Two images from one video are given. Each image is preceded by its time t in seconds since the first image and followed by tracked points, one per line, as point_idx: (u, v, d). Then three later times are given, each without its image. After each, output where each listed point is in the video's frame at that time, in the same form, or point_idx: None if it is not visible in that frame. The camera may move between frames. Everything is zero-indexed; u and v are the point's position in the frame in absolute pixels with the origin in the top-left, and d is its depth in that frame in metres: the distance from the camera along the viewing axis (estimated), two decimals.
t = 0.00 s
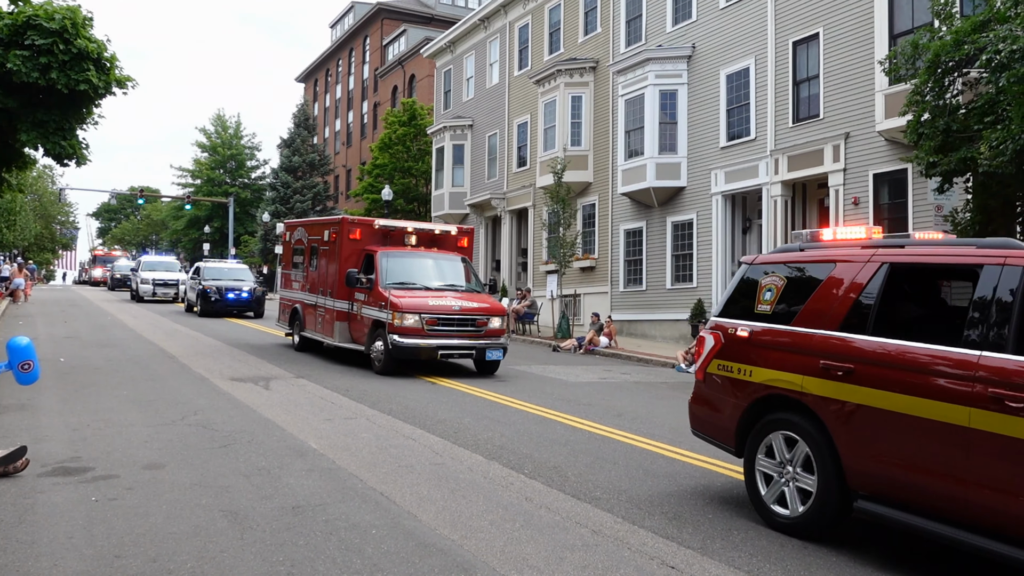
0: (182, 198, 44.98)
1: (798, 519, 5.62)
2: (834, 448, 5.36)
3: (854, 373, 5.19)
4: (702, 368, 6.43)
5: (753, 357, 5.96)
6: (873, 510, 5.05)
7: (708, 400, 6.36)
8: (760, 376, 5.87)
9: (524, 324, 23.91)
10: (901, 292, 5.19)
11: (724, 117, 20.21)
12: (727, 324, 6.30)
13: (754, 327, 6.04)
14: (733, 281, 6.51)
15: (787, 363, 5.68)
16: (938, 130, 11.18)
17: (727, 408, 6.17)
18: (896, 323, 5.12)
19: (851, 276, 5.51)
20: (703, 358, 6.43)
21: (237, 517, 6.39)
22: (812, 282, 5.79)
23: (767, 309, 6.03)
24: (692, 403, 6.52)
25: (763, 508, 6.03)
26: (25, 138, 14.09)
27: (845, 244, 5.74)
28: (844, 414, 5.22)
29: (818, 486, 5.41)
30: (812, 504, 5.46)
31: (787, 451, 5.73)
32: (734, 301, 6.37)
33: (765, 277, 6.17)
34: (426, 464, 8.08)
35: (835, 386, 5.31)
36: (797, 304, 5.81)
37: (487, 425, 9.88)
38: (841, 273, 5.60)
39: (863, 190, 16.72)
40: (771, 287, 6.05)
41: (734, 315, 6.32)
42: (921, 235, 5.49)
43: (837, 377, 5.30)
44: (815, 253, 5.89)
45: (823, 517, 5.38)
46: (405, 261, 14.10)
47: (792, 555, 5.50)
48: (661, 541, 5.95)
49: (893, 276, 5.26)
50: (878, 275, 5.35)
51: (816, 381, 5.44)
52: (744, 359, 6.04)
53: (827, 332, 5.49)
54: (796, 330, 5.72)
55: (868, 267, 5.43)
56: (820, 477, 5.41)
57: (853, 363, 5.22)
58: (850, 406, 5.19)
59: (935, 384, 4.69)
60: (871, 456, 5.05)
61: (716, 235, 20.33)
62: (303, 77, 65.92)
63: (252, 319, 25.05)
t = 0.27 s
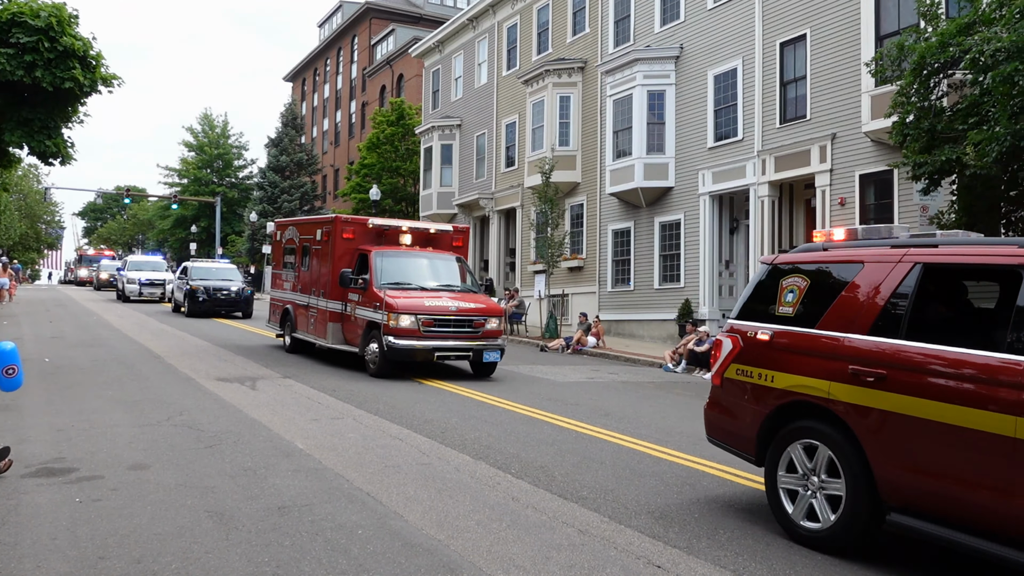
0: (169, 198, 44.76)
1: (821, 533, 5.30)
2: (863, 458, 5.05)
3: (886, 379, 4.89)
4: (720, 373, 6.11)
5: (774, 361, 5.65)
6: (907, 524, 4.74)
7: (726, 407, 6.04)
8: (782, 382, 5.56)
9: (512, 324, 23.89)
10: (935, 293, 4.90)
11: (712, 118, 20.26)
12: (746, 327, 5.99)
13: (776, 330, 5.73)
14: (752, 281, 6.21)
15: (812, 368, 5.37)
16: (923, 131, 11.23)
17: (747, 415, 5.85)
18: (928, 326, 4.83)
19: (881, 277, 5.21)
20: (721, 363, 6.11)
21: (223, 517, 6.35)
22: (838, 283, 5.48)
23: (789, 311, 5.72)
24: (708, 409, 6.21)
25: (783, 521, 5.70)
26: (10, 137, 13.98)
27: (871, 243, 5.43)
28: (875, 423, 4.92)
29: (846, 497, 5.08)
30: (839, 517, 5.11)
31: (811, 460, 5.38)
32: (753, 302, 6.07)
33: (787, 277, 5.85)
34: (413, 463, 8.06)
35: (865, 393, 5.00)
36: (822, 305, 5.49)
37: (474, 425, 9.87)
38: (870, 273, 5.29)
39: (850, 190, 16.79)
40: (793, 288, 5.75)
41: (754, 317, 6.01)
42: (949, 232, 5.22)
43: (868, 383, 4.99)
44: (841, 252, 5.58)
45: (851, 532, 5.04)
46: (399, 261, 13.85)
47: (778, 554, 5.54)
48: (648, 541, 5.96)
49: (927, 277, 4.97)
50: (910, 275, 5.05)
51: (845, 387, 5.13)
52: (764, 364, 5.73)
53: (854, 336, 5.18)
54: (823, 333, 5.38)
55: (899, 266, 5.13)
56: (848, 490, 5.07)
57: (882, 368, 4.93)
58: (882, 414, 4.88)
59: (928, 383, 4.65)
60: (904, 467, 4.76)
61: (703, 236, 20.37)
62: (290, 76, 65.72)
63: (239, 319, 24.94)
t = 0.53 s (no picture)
0: (151, 196, 44.39)
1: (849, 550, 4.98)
2: (894, 470, 4.75)
3: (920, 387, 4.61)
4: (736, 379, 5.83)
5: (796, 367, 5.36)
6: (947, 540, 4.45)
7: (743, 415, 5.74)
8: (805, 389, 5.26)
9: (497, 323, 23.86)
10: (972, 297, 4.67)
11: (695, 117, 20.33)
12: (765, 331, 5.72)
13: (798, 334, 5.45)
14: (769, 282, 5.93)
15: (836, 374, 5.09)
16: (904, 132, 11.30)
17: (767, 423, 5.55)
18: (961, 330, 4.59)
19: (913, 280, 4.95)
20: (738, 368, 5.82)
21: (204, 518, 6.30)
22: (865, 285, 5.22)
23: (812, 314, 5.45)
24: (723, 417, 5.91)
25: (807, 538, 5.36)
26: None
27: (901, 244, 5.19)
28: (908, 432, 4.63)
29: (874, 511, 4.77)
30: (868, 533, 4.79)
31: (836, 471, 5.08)
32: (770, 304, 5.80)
33: (808, 279, 5.59)
34: (396, 463, 8.03)
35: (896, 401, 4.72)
36: (848, 308, 5.23)
37: (457, 424, 9.84)
38: (899, 275, 5.04)
39: (832, 190, 16.89)
40: (815, 290, 5.48)
41: (773, 320, 5.73)
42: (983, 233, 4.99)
43: (899, 390, 4.71)
44: (867, 252, 5.33)
45: (882, 548, 4.72)
46: (390, 260, 13.66)
47: (758, 553, 5.59)
48: (630, 539, 5.97)
49: (962, 280, 4.73)
50: (944, 278, 4.81)
51: (874, 394, 4.85)
52: (785, 369, 5.44)
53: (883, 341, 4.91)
54: (845, 337, 5.14)
55: (932, 269, 4.89)
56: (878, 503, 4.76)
57: (917, 376, 4.64)
58: (915, 422, 4.60)
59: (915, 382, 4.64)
60: (938, 478, 4.49)
61: (686, 236, 20.44)
62: (272, 74, 65.36)
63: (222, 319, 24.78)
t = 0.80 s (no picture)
0: (137, 194, 44.13)
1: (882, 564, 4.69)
2: (933, 479, 4.48)
3: (964, 392, 4.36)
4: (759, 383, 5.55)
5: (826, 370, 5.11)
6: (994, 554, 4.18)
7: (767, 419, 5.48)
8: (836, 393, 5.01)
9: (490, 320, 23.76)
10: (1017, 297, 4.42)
11: (683, 116, 20.37)
12: (791, 332, 5.46)
13: (828, 336, 5.20)
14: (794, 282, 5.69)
15: (871, 378, 4.84)
16: (892, 131, 11.36)
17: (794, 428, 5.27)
18: (1006, 331, 4.36)
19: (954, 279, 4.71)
20: (761, 371, 5.56)
21: (192, 518, 6.27)
22: (900, 284, 4.98)
23: (843, 315, 5.20)
24: (746, 420, 5.65)
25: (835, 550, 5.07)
26: None
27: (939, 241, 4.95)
28: (950, 439, 4.38)
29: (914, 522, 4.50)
30: (906, 544, 4.51)
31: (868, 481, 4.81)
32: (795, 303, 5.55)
33: (838, 278, 5.34)
34: (385, 462, 8.01)
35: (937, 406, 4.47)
36: (882, 309, 4.99)
37: (446, 423, 9.83)
38: (938, 274, 4.81)
39: (820, 189, 16.97)
40: (846, 289, 5.24)
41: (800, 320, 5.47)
42: None
43: (941, 395, 4.46)
44: (903, 250, 5.09)
45: (921, 563, 4.44)
46: (388, 259, 13.43)
47: (749, 552, 5.71)
48: (620, 538, 5.99)
49: (1007, 279, 4.49)
50: (987, 276, 4.57)
51: (913, 399, 4.60)
52: (814, 372, 5.19)
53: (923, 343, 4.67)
54: (879, 339, 4.90)
55: (974, 266, 4.64)
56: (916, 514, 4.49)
57: (960, 381, 4.39)
58: (959, 429, 4.35)
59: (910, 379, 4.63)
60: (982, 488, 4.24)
61: (675, 235, 20.49)
62: (260, 72, 65.08)
63: (210, 318, 24.67)
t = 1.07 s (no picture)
0: (127, 194, 43.91)
1: None
2: (976, 489, 4.32)
3: (1010, 398, 4.19)
4: (788, 388, 5.42)
5: (859, 375, 4.96)
6: None
7: (795, 426, 5.33)
8: (870, 399, 4.86)
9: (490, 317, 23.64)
10: None
11: (675, 115, 20.39)
12: (821, 335, 5.31)
13: (860, 339, 5.04)
14: (821, 284, 5.55)
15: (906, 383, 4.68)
16: (882, 130, 11.40)
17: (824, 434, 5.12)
18: None
19: (994, 279, 4.54)
20: (789, 376, 5.42)
21: (183, 518, 6.25)
22: (937, 285, 4.82)
23: (876, 317, 5.03)
24: (772, 426, 5.50)
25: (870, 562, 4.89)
26: None
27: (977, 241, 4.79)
28: (995, 447, 4.22)
29: (955, 532, 4.33)
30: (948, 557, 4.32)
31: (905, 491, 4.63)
32: (823, 306, 5.41)
33: (869, 278, 5.18)
34: (377, 462, 7.99)
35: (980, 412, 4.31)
36: (916, 311, 4.83)
37: (439, 422, 9.82)
38: (975, 275, 4.65)
39: (811, 187, 17.02)
40: (878, 290, 5.08)
41: (831, 321, 5.31)
42: None
43: (983, 400, 4.30)
44: (937, 250, 4.94)
45: None
46: (389, 258, 13.08)
47: (741, 551, 5.75)
48: (612, 536, 6.00)
49: None
50: None
51: (953, 404, 4.43)
52: (846, 377, 5.03)
53: (963, 347, 4.50)
54: (915, 343, 4.74)
55: (1014, 267, 4.49)
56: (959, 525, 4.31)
57: (1004, 385, 4.23)
58: (1001, 436, 4.20)
59: (910, 381, 4.66)
60: None
61: (668, 235, 20.51)
62: (251, 71, 64.93)
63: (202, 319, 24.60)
